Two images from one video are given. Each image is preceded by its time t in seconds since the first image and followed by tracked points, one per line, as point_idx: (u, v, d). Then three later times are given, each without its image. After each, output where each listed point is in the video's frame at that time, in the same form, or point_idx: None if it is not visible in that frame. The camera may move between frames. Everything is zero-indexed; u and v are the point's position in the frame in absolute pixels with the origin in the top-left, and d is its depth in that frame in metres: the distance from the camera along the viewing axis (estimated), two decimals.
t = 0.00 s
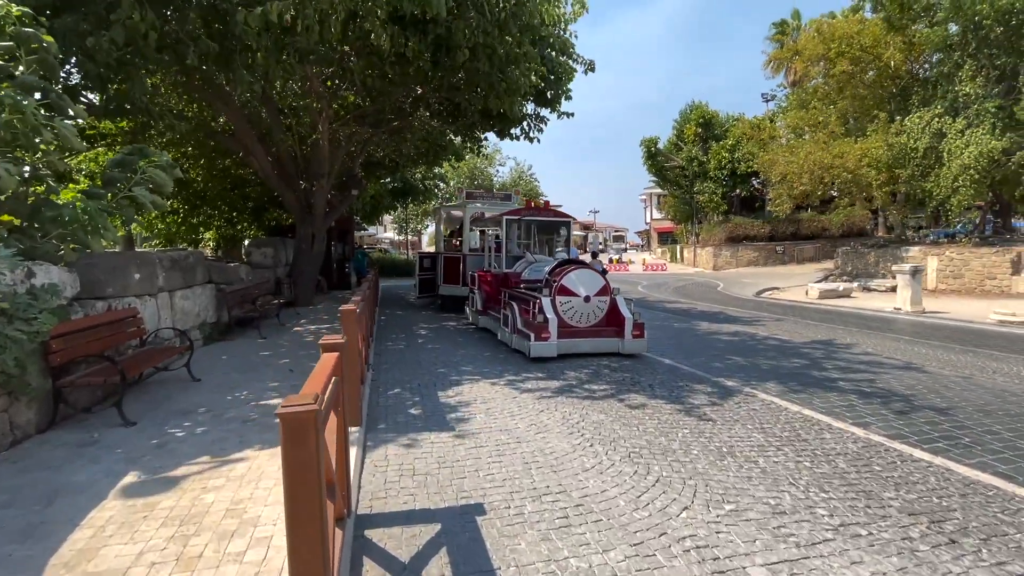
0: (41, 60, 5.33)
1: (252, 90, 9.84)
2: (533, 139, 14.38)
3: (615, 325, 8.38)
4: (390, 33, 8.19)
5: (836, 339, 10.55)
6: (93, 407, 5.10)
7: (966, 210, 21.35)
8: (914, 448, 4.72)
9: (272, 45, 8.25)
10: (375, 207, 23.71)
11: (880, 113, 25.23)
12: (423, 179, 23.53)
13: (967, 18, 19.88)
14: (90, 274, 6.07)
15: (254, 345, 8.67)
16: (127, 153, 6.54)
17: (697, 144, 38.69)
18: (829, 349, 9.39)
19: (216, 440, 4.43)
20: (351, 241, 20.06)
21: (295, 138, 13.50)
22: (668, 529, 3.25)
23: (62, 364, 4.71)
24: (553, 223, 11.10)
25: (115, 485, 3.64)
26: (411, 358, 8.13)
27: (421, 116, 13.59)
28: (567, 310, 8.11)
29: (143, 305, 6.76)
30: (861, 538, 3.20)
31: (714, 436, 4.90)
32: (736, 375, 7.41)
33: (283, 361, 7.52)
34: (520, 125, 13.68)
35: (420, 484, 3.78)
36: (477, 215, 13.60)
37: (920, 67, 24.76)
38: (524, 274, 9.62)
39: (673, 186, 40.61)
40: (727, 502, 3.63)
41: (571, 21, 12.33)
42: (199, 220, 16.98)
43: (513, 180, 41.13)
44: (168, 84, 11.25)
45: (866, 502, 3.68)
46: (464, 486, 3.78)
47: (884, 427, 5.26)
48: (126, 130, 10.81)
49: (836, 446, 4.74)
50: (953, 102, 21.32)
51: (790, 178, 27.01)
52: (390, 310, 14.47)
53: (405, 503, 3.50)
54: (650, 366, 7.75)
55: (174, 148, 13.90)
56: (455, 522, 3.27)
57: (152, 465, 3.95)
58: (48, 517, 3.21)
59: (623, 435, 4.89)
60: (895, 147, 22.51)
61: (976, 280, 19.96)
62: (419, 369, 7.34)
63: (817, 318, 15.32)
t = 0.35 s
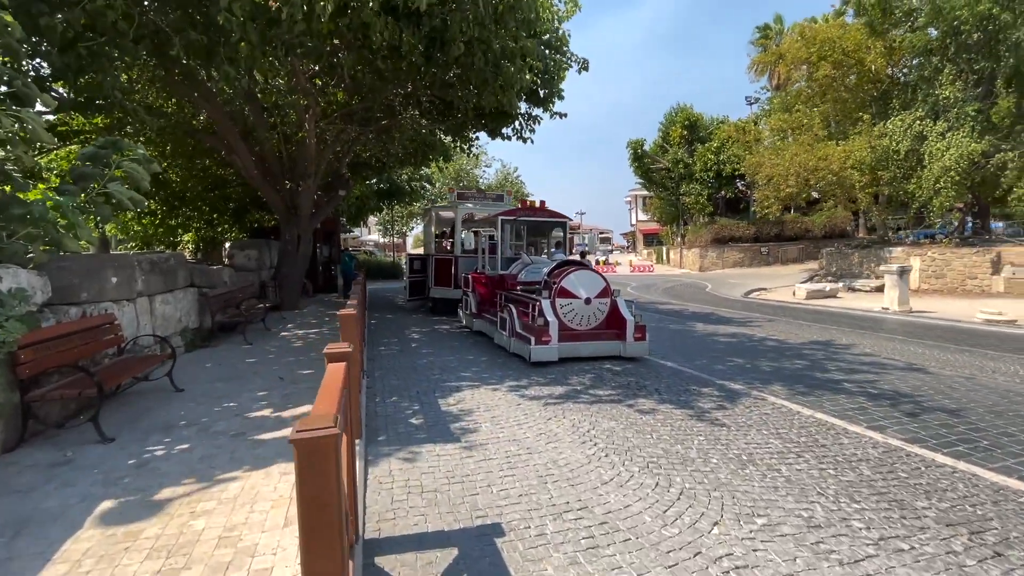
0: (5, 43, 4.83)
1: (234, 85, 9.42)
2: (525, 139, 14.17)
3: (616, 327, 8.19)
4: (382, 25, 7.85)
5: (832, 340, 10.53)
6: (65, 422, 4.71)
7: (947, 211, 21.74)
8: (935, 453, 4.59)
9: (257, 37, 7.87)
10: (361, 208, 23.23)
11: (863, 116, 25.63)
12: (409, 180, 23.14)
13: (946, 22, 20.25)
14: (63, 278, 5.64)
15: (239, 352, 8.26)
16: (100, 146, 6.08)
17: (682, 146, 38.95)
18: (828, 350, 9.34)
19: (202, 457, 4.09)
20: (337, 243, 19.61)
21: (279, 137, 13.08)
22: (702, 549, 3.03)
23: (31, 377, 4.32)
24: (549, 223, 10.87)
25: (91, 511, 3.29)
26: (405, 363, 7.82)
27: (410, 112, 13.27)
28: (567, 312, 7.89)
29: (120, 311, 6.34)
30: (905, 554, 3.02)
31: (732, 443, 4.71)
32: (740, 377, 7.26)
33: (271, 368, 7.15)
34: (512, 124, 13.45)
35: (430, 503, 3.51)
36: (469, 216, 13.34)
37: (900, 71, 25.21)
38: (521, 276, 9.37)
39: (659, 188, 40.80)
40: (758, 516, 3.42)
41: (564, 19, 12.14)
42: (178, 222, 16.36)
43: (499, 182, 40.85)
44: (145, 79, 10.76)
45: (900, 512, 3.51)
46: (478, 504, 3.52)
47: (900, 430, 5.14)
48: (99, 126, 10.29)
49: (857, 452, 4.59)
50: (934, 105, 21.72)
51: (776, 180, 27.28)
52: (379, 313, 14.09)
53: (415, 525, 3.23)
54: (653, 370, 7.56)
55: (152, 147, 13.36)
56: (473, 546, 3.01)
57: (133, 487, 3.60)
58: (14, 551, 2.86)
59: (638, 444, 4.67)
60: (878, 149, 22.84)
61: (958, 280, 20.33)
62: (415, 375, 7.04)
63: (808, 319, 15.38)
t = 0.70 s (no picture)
0: None
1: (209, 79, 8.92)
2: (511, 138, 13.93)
3: (612, 330, 8.02)
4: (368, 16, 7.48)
5: (821, 340, 10.57)
6: (25, 445, 4.25)
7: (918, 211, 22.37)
8: (951, 457, 4.49)
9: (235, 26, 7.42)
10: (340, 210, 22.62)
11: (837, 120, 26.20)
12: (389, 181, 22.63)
13: (918, 28, 20.82)
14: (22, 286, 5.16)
15: (217, 361, 7.78)
16: (59, 141, 5.59)
17: (661, 148, 39.30)
18: (819, 350, 9.34)
19: (182, 483, 3.71)
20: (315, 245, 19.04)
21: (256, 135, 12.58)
22: (740, 573, 2.83)
23: None
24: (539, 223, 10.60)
25: (54, 550, 2.89)
26: (395, 371, 7.46)
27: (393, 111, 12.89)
28: (563, 315, 7.67)
29: (86, 320, 5.85)
30: (950, 572, 2.87)
31: (746, 451, 4.55)
32: (741, 380, 7.14)
33: (253, 378, 6.72)
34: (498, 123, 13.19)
35: (440, 528, 3.22)
36: (455, 217, 13.07)
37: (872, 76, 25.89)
38: (512, 279, 9.12)
39: (638, 189, 41.05)
40: (791, 532, 3.24)
41: (552, 16, 11.94)
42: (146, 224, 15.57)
43: (479, 183, 40.51)
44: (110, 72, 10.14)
45: (933, 524, 3.37)
46: (492, 527, 3.25)
47: (911, 434, 5.04)
48: (60, 121, 9.63)
49: (874, 458, 4.46)
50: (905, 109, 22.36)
51: (755, 182, 27.66)
52: (362, 317, 13.64)
53: (427, 556, 2.93)
54: (651, 373, 7.40)
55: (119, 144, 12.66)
56: None
57: (105, 521, 3.21)
58: None
59: (650, 455, 4.46)
60: (853, 151, 23.35)
61: (931, 279, 20.90)
62: (407, 384, 6.71)
63: (792, 319, 15.52)
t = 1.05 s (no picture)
0: None
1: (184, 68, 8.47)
2: (496, 135, 13.68)
3: (608, 329, 7.89)
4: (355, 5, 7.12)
5: (808, 337, 10.66)
6: None
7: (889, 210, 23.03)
8: (959, 453, 4.47)
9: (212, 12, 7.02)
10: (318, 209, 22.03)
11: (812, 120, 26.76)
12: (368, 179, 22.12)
13: (888, 32, 21.42)
14: None
15: (195, 366, 7.36)
16: (19, 129, 5.16)
17: (640, 148, 39.61)
18: (809, 347, 9.40)
19: (166, 502, 3.39)
20: (294, 245, 18.57)
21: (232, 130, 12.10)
22: None
23: None
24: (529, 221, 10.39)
25: None
26: (386, 374, 7.18)
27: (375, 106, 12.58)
28: (558, 315, 7.50)
29: (52, 324, 5.41)
30: (985, 573, 2.79)
31: (758, 452, 4.45)
32: (738, 379, 7.10)
33: (236, 384, 6.36)
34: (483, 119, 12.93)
35: (455, 545, 3.00)
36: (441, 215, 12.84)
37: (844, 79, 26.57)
38: (504, 277, 8.92)
39: (618, 189, 41.30)
40: (819, 536, 3.13)
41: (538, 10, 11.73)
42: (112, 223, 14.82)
43: (458, 182, 40.12)
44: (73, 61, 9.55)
45: (958, 523, 3.31)
46: (510, 541, 3.05)
47: (915, 430, 5.03)
48: (18, 112, 9.02)
49: (884, 455, 4.42)
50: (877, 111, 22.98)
51: (733, 181, 28.07)
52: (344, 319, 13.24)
53: None
54: (648, 372, 7.30)
55: (84, 138, 11.99)
56: None
57: (81, 547, 2.89)
58: None
59: (662, 458, 4.32)
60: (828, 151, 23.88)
61: (903, 275, 21.53)
62: (399, 388, 6.44)
63: (774, 316, 15.71)
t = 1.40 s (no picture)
0: None
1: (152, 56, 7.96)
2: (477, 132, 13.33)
3: (600, 330, 7.76)
4: None
5: (791, 334, 10.80)
6: None
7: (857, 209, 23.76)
8: (962, 451, 4.48)
9: None
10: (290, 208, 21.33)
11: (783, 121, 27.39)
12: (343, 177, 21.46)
13: (856, 36, 22.07)
14: None
15: (165, 376, 6.88)
16: None
17: (616, 147, 39.88)
18: (795, 344, 9.49)
19: (144, 533, 3.04)
20: (266, 245, 17.90)
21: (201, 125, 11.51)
22: None
23: None
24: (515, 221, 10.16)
25: None
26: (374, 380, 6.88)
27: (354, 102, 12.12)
28: (550, 316, 7.32)
29: (6, 334, 4.93)
30: None
31: (768, 456, 4.35)
32: (732, 378, 7.07)
33: (212, 395, 5.94)
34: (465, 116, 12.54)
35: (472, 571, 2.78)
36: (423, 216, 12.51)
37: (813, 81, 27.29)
38: (492, 278, 8.69)
39: (594, 188, 41.51)
40: (848, 546, 3.02)
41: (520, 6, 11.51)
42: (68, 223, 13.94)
43: (434, 181, 39.59)
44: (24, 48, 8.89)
45: (979, 526, 3.26)
46: (530, 564, 2.85)
47: (915, 428, 5.05)
48: None
49: (891, 454, 4.39)
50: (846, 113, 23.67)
51: (708, 180, 28.50)
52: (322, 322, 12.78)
53: None
54: (643, 373, 7.19)
55: (37, 132, 11.19)
56: None
57: None
58: None
59: (673, 464, 4.18)
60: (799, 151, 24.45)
61: (872, 272, 22.25)
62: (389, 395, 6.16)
63: (753, 313, 15.95)
